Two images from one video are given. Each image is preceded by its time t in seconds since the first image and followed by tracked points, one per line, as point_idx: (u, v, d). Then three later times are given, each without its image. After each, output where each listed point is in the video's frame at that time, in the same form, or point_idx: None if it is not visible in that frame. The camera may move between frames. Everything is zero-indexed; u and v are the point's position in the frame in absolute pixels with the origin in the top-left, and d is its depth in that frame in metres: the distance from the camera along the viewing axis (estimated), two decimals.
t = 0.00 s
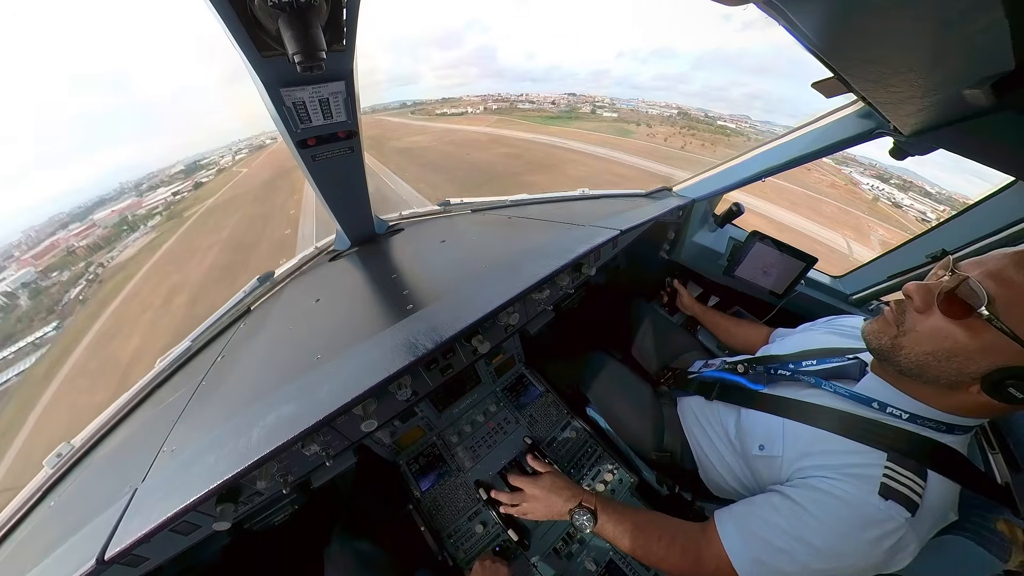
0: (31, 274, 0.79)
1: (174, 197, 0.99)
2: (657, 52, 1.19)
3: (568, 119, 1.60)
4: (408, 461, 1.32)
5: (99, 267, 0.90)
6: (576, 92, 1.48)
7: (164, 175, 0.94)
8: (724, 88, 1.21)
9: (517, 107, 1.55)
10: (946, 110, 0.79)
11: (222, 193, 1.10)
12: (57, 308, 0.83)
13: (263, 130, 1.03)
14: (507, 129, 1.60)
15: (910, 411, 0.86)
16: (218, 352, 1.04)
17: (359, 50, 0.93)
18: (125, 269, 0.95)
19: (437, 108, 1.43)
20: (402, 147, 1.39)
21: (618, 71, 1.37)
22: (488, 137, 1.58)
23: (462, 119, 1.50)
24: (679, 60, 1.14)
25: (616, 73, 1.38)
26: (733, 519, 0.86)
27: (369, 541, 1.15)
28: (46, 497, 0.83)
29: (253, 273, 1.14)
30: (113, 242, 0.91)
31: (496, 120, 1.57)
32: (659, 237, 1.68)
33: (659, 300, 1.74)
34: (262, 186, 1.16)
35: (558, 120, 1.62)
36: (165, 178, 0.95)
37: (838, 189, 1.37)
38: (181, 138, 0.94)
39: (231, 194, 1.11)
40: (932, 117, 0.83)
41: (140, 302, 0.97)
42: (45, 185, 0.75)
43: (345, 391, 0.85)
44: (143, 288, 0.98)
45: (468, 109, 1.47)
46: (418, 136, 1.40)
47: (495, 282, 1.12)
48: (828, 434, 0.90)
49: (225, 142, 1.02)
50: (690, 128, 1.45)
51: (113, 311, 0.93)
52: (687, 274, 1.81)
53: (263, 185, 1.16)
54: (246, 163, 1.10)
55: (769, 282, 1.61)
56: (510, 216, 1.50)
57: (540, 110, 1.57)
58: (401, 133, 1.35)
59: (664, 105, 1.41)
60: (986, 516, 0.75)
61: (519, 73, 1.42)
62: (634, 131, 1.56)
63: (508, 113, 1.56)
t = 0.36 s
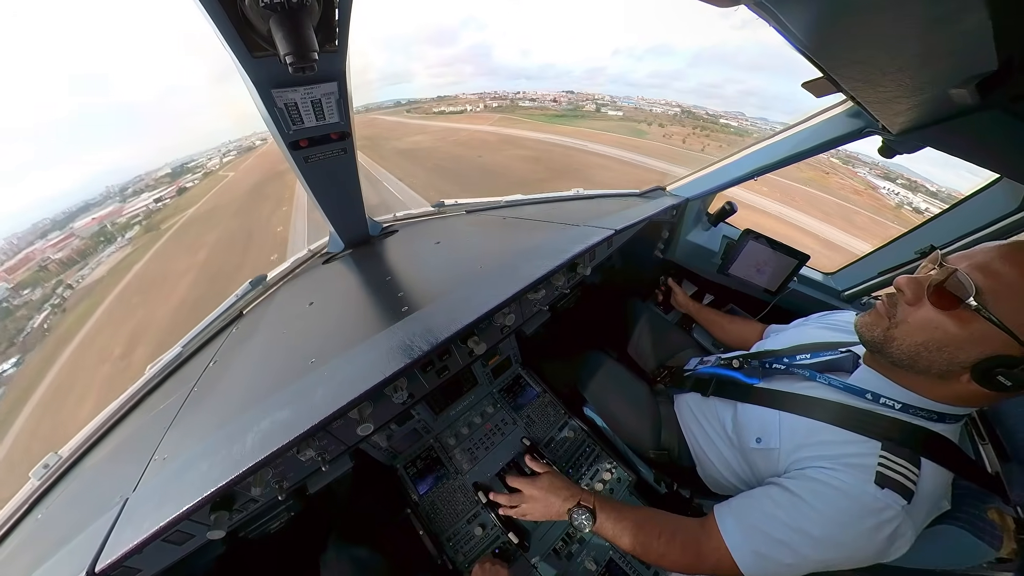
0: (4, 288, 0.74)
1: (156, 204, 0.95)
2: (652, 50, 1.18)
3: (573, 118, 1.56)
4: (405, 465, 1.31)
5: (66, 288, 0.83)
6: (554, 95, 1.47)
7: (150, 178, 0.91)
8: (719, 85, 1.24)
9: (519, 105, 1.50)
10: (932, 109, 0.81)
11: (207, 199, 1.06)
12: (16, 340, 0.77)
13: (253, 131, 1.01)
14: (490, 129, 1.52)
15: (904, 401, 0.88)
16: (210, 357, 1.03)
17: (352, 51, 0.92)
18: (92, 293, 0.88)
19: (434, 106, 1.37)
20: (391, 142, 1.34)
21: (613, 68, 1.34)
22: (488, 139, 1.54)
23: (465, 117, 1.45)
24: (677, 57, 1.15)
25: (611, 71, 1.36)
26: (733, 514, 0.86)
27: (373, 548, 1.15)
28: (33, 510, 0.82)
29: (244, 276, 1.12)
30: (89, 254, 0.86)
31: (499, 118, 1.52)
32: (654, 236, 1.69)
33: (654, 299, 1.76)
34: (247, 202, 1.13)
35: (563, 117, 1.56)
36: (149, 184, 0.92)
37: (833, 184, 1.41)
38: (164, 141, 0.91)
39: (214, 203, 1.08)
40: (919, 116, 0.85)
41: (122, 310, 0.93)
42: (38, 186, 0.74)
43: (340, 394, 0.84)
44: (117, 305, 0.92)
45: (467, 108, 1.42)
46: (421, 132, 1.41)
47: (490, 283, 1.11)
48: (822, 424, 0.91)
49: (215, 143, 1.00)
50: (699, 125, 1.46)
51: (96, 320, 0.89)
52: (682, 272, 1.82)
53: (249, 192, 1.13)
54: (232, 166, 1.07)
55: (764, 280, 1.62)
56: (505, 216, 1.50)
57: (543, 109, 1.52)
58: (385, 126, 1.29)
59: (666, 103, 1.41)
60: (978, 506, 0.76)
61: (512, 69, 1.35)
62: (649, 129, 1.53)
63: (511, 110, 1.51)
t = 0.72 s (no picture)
0: None
1: (138, 213, 0.91)
2: (648, 48, 1.18)
3: (579, 118, 1.55)
4: (403, 468, 1.30)
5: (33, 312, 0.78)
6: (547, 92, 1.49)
7: (137, 181, 0.88)
8: (714, 82, 1.26)
9: (521, 103, 1.50)
10: (920, 108, 0.82)
11: (191, 208, 1.01)
12: None
13: (243, 130, 0.99)
14: (487, 126, 1.54)
15: (897, 390, 0.89)
16: (203, 363, 1.01)
17: (344, 51, 0.91)
18: (54, 325, 0.82)
19: (434, 104, 1.38)
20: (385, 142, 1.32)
21: (610, 65, 1.34)
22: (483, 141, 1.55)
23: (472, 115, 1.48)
24: (675, 56, 1.19)
25: (607, 68, 1.35)
26: (733, 506, 0.87)
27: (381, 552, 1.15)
28: (22, 522, 0.78)
29: (236, 281, 1.11)
30: (66, 268, 0.82)
31: (503, 117, 1.54)
32: (649, 235, 1.70)
33: (650, 300, 1.79)
34: (233, 212, 1.09)
35: (568, 116, 1.55)
36: (132, 190, 0.89)
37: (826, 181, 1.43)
38: (156, 143, 0.88)
39: (197, 211, 1.03)
40: (908, 115, 0.87)
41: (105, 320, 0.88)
42: (29, 187, 0.72)
43: (336, 398, 0.83)
44: (103, 310, 0.89)
45: (467, 106, 1.43)
46: (421, 131, 1.41)
47: (486, 284, 1.11)
48: (819, 413, 0.92)
49: (201, 147, 0.97)
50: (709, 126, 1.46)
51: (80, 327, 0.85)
52: (677, 271, 1.84)
53: (235, 201, 1.09)
54: (218, 170, 1.04)
55: (759, 278, 1.64)
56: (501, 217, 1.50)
57: (544, 108, 1.53)
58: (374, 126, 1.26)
59: (666, 101, 1.39)
60: (972, 496, 0.78)
61: (507, 66, 1.34)
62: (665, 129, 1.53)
63: (515, 109, 1.52)
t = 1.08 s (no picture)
0: None
1: (116, 224, 0.89)
2: (645, 46, 1.19)
3: (588, 117, 1.59)
4: (402, 471, 1.29)
5: None
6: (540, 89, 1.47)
7: (120, 186, 0.86)
8: (710, 80, 1.26)
9: (518, 101, 1.49)
10: (909, 105, 0.84)
11: (172, 216, 0.99)
12: None
13: (234, 132, 0.98)
14: (480, 124, 1.52)
15: (892, 381, 0.90)
16: (198, 369, 0.99)
17: (336, 51, 0.90)
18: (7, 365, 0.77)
19: (430, 103, 1.38)
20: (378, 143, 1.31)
21: (605, 63, 1.34)
22: (483, 138, 1.55)
23: (478, 113, 1.50)
24: (671, 52, 1.16)
25: (603, 65, 1.35)
26: (734, 499, 0.87)
27: (381, 555, 1.15)
28: (10, 539, 0.76)
29: (230, 286, 1.09)
30: (30, 289, 0.78)
31: (509, 116, 1.55)
32: (645, 233, 1.71)
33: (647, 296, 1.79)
34: (215, 223, 1.06)
35: (576, 116, 1.59)
36: (110, 198, 0.86)
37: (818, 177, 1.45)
38: (143, 145, 0.86)
39: (171, 229, 1.00)
40: (900, 111, 0.88)
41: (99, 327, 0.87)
42: None
43: (333, 402, 0.82)
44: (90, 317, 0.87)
45: (467, 104, 1.44)
46: (424, 130, 1.44)
47: (482, 284, 1.10)
48: (817, 407, 0.93)
49: (187, 150, 0.95)
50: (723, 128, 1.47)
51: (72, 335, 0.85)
52: (673, 268, 1.84)
53: (217, 213, 1.07)
54: (193, 183, 1.01)
55: (754, 273, 1.66)
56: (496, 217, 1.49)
57: (542, 106, 1.53)
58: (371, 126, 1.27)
59: (668, 100, 1.41)
60: (966, 485, 0.78)
61: (501, 64, 1.32)
62: (681, 132, 1.53)
63: (519, 109, 1.53)
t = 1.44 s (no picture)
0: None
1: (89, 236, 0.84)
2: (644, 40, 1.22)
3: (597, 117, 1.56)
4: (403, 472, 1.29)
5: None
6: (537, 88, 1.44)
7: (106, 190, 0.83)
8: (704, 78, 1.29)
9: (520, 99, 1.48)
10: (902, 98, 0.84)
11: (147, 228, 0.94)
12: None
13: (224, 133, 0.96)
14: (477, 121, 1.48)
15: (888, 372, 0.91)
16: (194, 375, 0.98)
17: (326, 49, 0.89)
18: None
19: (427, 100, 1.34)
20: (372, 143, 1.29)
21: (599, 60, 1.33)
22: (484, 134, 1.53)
23: (481, 111, 1.47)
24: (667, 48, 1.20)
25: (598, 63, 1.34)
26: (734, 492, 0.88)
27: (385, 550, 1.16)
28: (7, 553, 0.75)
29: (225, 289, 1.08)
30: None
31: (514, 114, 1.53)
32: (641, 230, 1.72)
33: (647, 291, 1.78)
34: (194, 236, 1.01)
35: (584, 116, 1.56)
36: (91, 204, 0.82)
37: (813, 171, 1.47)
38: (131, 148, 0.84)
39: (144, 246, 0.94)
40: (891, 103, 0.88)
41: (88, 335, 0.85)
42: None
43: (332, 405, 0.82)
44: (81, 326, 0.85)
45: (467, 102, 1.42)
46: (427, 130, 1.42)
47: (480, 283, 1.10)
48: (815, 401, 0.94)
49: (170, 155, 0.91)
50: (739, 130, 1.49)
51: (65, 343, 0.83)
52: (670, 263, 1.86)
53: (195, 227, 1.01)
54: (164, 199, 0.95)
55: (750, 267, 1.68)
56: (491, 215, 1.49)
57: (542, 104, 1.50)
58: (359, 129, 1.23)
59: (664, 98, 1.42)
60: (961, 472, 0.80)
61: (496, 63, 1.32)
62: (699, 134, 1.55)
63: (525, 108, 1.52)
